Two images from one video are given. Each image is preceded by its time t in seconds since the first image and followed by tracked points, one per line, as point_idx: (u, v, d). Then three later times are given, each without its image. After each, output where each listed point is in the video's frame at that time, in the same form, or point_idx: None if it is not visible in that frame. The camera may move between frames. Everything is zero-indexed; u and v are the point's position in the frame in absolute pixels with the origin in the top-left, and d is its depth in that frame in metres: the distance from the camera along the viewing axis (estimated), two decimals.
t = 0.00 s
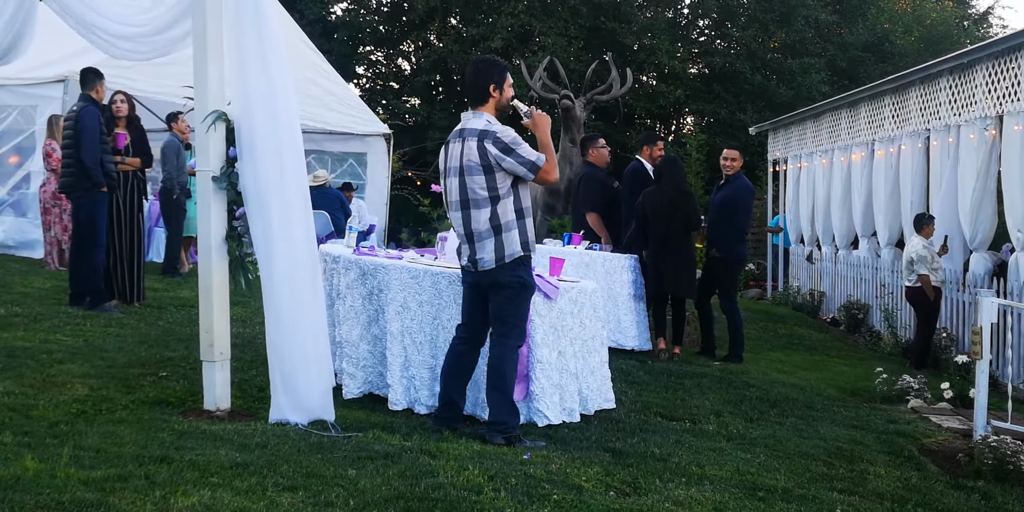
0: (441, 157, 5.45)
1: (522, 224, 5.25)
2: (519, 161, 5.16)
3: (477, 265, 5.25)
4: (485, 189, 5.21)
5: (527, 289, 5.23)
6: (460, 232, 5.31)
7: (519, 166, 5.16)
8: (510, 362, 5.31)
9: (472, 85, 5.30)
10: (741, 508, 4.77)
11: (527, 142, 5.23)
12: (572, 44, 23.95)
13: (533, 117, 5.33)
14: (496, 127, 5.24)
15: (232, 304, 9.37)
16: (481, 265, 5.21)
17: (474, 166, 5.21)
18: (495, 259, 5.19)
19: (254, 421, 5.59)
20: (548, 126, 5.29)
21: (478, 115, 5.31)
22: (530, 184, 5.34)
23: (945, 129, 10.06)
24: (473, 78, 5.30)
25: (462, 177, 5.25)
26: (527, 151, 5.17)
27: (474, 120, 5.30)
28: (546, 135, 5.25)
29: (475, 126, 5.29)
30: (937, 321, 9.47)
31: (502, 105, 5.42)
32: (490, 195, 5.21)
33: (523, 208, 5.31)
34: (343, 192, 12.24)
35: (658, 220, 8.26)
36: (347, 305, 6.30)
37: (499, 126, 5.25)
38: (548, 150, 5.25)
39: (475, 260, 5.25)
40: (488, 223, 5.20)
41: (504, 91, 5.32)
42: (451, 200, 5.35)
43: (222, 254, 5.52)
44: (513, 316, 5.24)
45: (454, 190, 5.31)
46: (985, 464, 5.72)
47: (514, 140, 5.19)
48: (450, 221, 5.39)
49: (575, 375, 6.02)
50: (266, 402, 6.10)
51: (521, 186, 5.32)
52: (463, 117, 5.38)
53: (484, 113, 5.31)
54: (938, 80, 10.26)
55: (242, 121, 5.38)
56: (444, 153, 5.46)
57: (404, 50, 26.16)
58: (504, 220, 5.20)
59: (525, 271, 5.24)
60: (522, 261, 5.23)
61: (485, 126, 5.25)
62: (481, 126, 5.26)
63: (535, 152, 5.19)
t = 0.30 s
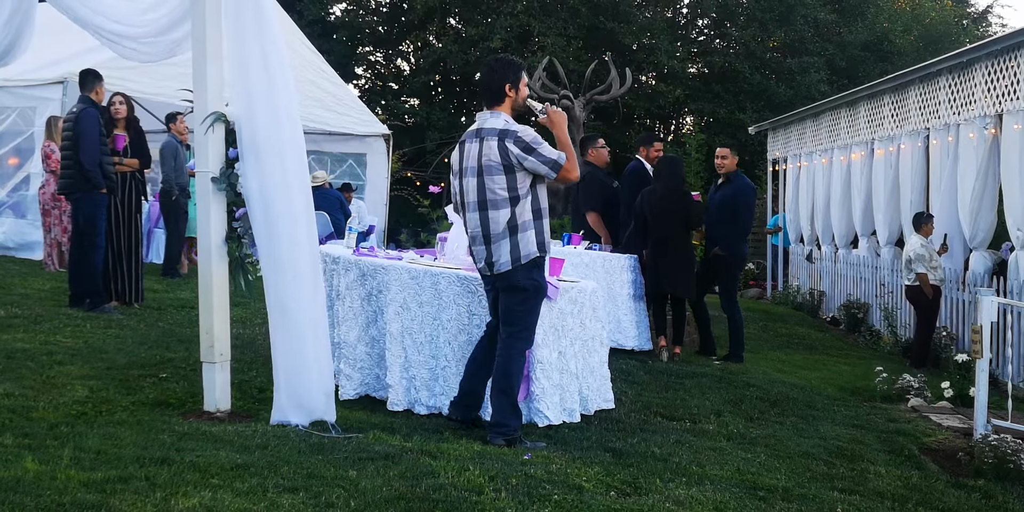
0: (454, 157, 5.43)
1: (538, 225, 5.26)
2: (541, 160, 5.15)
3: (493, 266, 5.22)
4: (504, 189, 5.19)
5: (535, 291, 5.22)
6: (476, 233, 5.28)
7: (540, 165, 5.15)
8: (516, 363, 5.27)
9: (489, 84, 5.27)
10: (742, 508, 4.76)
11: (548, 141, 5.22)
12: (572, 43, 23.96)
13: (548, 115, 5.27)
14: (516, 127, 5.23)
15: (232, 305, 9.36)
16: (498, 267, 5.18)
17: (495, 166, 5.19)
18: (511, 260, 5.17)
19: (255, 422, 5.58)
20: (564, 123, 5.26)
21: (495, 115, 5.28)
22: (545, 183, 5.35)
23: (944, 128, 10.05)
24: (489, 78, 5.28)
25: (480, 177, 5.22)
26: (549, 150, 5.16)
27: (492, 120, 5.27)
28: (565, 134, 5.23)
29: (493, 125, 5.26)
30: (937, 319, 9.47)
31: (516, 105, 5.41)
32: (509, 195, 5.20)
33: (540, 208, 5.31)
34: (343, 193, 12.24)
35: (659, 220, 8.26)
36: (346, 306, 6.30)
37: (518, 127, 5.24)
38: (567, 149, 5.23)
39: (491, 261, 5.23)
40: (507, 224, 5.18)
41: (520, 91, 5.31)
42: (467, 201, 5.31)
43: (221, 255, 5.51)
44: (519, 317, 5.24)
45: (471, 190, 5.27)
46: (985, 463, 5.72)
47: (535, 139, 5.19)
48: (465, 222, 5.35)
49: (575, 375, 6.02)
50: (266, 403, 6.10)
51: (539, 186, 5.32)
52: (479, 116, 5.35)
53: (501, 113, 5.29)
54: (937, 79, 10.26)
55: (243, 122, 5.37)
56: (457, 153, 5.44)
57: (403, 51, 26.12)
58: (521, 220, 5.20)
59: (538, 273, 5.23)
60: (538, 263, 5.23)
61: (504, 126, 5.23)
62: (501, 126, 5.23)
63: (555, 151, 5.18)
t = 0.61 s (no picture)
0: (461, 155, 5.43)
1: (542, 223, 5.24)
2: (548, 158, 5.13)
3: (496, 265, 5.21)
4: (510, 188, 5.18)
5: (538, 291, 5.22)
6: (481, 231, 5.27)
7: (546, 164, 5.13)
8: (517, 364, 5.25)
9: (496, 83, 5.27)
10: (742, 507, 4.76)
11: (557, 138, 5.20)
12: (571, 43, 23.97)
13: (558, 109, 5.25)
14: (523, 126, 5.22)
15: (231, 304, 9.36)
16: (501, 265, 5.16)
17: (501, 165, 5.18)
18: (514, 259, 5.15)
19: (254, 421, 5.58)
20: (573, 119, 5.25)
21: (503, 113, 5.27)
22: (553, 181, 5.32)
23: (944, 127, 10.05)
24: (496, 77, 5.28)
25: (487, 175, 5.21)
26: (556, 148, 5.15)
27: (499, 118, 5.27)
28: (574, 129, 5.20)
29: (500, 123, 5.25)
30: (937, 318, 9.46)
31: (524, 103, 5.40)
32: (515, 194, 5.18)
33: (545, 207, 5.29)
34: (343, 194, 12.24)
35: (659, 218, 8.25)
36: (344, 305, 6.29)
37: (526, 125, 5.23)
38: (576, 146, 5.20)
39: (495, 260, 5.21)
40: (512, 222, 5.17)
41: (527, 88, 5.30)
42: (473, 200, 5.31)
43: (219, 254, 5.51)
44: (522, 317, 5.23)
45: (477, 189, 5.27)
46: (985, 461, 5.71)
47: (542, 138, 5.17)
48: (471, 220, 5.34)
49: (575, 375, 6.01)
50: (266, 402, 6.09)
51: (545, 185, 5.30)
52: (487, 114, 5.34)
53: (508, 111, 5.27)
54: (938, 78, 10.25)
55: (242, 120, 5.36)
56: (464, 152, 5.43)
57: (403, 50, 26.27)
58: (526, 219, 5.18)
59: (540, 274, 5.21)
60: (541, 264, 5.21)
61: (511, 125, 5.22)
62: (507, 124, 5.22)
63: (563, 148, 5.16)
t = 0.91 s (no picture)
0: (463, 150, 5.41)
1: (545, 217, 5.21)
2: (551, 150, 5.12)
3: (499, 259, 5.20)
4: (513, 182, 5.17)
5: (539, 287, 5.20)
6: (485, 225, 5.26)
7: (550, 156, 5.12)
8: (518, 359, 5.25)
9: (497, 78, 5.27)
10: (741, 502, 4.76)
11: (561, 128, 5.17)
12: (571, 38, 23.94)
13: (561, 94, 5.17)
14: (525, 120, 5.21)
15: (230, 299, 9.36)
16: (503, 259, 5.15)
17: (504, 159, 5.17)
18: (516, 252, 5.13)
19: (254, 416, 5.58)
20: (578, 107, 5.19)
21: (504, 108, 5.27)
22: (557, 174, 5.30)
23: (944, 122, 10.04)
24: (497, 72, 5.28)
25: (489, 170, 5.21)
26: (559, 139, 5.13)
27: (500, 113, 5.27)
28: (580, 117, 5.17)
29: (502, 119, 5.25)
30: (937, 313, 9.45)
31: (526, 97, 5.39)
32: (518, 188, 5.17)
33: (548, 201, 5.28)
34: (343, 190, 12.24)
35: (659, 212, 8.22)
36: (344, 301, 6.29)
37: (527, 119, 5.21)
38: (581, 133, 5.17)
39: (498, 254, 5.20)
40: (515, 216, 5.15)
41: (529, 83, 5.29)
42: (476, 195, 5.30)
43: (219, 249, 5.49)
44: (523, 313, 5.23)
45: (480, 184, 5.26)
46: (984, 456, 5.71)
47: (545, 131, 5.16)
48: (474, 215, 5.33)
49: (575, 369, 6.00)
50: (266, 398, 6.09)
51: (549, 178, 5.28)
52: (489, 109, 5.34)
53: (510, 106, 5.28)
54: (938, 73, 10.24)
55: (239, 114, 5.32)
56: (466, 147, 5.42)
57: (402, 45, 26.35)
58: (528, 212, 5.16)
59: (542, 270, 5.19)
60: (543, 259, 5.19)
61: (513, 119, 5.21)
62: (509, 119, 5.22)
63: (567, 139, 5.14)
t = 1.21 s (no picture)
0: (467, 146, 5.41)
1: (550, 211, 5.21)
2: (556, 145, 5.12)
3: (504, 254, 5.20)
4: (517, 178, 5.17)
5: (543, 283, 5.19)
6: (490, 220, 5.27)
7: (555, 150, 5.12)
8: (520, 355, 5.25)
9: (500, 74, 5.26)
10: (742, 497, 4.76)
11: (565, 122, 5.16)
12: (573, 34, 23.90)
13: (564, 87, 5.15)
14: (529, 115, 5.20)
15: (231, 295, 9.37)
16: (508, 253, 5.15)
17: (509, 155, 5.17)
18: (521, 247, 5.14)
19: (256, 412, 5.58)
20: (581, 100, 5.18)
21: (507, 104, 5.28)
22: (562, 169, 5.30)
23: (945, 117, 10.04)
24: (499, 68, 5.27)
25: (494, 166, 5.20)
26: (563, 133, 5.12)
27: (504, 109, 5.27)
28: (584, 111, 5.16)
29: (505, 115, 5.24)
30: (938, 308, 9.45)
31: (529, 93, 5.39)
32: (523, 184, 5.17)
33: (553, 195, 5.27)
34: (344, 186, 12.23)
35: (659, 208, 8.23)
36: (344, 297, 6.29)
37: (531, 114, 5.21)
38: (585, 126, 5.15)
39: (503, 249, 5.20)
40: (520, 211, 5.16)
41: (531, 78, 5.29)
42: (481, 191, 5.30)
43: (220, 246, 5.49)
44: (526, 309, 5.22)
45: (484, 180, 5.26)
46: (986, 452, 5.71)
47: (549, 126, 5.15)
48: (479, 211, 5.34)
49: (577, 364, 6.01)
50: (267, 393, 6.09)
51: (554, 172, 5.28)
52: (492, 105, 5.34)
53: (513, 102, 5.28)
54: (939, 68, 10.23)
55: (239, 111, 5.32)
56: (469, 143, 5.42)
57: (403, 41, 26.10)
58: (533, 207, 5.17)
59: (546, 266, 5.17)
60: (548, 255, 5.18)
61: (517, 115, 5.21)
62: (513, 115, 5.21)
63: (571, 133, 5.13)
